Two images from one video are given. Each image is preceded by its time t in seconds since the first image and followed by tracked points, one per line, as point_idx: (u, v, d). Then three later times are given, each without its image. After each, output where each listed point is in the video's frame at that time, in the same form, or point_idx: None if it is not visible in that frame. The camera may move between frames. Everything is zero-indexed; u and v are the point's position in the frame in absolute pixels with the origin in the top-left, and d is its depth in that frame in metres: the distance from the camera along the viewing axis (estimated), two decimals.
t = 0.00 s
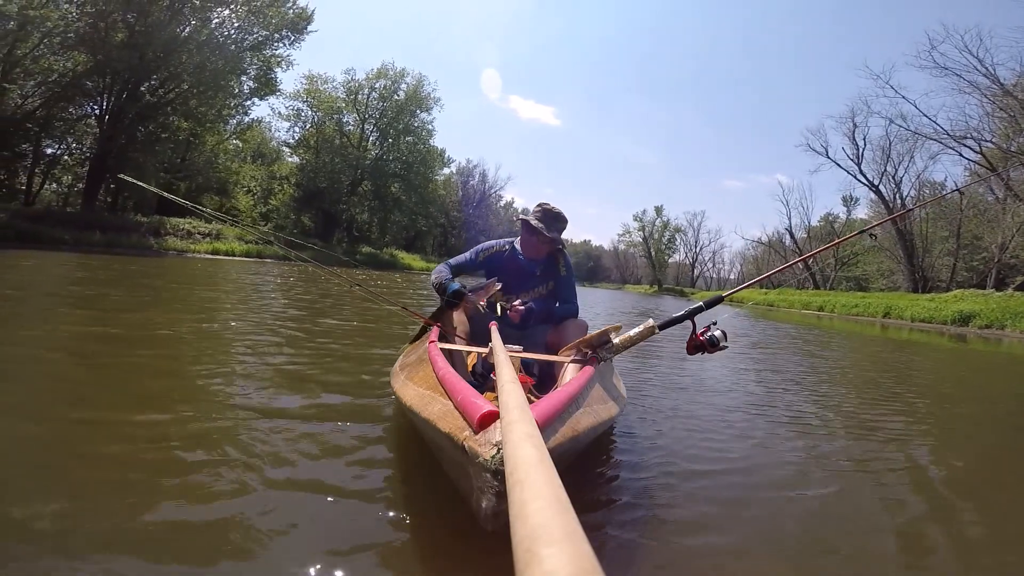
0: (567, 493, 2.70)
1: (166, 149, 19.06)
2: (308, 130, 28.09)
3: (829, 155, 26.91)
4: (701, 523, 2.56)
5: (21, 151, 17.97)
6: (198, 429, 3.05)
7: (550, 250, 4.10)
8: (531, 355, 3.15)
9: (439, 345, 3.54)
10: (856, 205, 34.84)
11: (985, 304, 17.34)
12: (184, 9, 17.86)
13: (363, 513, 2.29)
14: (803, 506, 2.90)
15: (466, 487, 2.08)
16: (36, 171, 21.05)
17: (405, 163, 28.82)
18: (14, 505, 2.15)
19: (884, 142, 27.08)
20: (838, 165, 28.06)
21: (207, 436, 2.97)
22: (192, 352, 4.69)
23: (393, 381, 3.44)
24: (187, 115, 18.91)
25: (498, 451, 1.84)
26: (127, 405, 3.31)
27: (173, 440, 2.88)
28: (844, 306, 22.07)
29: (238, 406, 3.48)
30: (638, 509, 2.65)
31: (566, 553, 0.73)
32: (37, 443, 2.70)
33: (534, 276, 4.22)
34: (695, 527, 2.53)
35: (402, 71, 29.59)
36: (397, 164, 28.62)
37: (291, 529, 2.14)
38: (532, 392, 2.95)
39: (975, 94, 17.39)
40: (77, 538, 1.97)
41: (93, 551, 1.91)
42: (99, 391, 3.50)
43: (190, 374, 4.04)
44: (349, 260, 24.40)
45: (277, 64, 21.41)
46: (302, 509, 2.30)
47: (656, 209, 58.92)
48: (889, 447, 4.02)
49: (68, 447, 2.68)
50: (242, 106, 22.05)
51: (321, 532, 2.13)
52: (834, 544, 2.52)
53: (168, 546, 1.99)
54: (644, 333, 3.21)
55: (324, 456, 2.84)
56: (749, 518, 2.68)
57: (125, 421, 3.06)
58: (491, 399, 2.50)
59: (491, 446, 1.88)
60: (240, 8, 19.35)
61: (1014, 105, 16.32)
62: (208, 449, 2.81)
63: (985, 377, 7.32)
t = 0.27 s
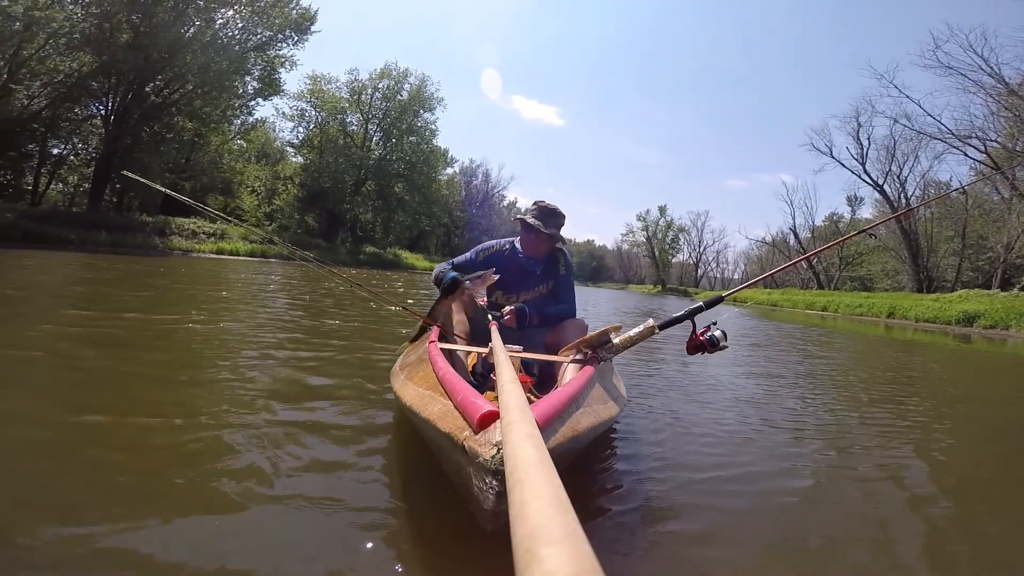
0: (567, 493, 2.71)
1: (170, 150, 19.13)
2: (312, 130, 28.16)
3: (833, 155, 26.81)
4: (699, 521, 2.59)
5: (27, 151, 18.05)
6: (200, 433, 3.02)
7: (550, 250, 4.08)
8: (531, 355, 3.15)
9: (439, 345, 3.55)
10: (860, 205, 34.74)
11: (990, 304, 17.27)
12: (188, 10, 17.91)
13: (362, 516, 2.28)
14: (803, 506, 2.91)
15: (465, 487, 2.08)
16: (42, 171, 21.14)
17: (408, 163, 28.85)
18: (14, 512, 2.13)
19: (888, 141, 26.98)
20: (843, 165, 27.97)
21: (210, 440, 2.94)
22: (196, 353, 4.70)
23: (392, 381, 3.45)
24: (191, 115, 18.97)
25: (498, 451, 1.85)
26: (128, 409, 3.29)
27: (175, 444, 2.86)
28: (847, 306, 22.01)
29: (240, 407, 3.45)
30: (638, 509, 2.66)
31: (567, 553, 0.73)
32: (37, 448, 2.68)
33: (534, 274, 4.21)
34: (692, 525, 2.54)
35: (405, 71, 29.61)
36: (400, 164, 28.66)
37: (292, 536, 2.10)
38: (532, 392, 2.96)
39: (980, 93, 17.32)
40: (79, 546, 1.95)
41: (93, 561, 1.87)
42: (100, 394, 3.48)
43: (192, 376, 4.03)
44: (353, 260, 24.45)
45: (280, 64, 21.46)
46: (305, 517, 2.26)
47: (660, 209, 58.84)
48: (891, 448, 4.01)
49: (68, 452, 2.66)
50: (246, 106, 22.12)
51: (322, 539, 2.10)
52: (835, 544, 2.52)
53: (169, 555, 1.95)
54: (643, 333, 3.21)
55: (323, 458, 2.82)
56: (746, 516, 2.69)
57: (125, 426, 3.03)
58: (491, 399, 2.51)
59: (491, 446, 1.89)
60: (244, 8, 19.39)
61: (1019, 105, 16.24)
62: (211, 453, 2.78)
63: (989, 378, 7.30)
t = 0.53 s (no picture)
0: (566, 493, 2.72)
1: (178, 149, 19.23)
2: (317, 130, 28.25)
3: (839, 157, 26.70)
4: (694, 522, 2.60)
5: (36, 150, 18.18)
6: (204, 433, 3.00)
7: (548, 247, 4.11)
8: (531, 355, 3.16)
9: (439, 344, 3.57)
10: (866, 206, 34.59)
11: (996, 307, 17.18)
12: (196, 10, 17.97)
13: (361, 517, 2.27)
14: (805, 509, 2.89)
15: (465, 486, 2.10)
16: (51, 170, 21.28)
17: (413, 163, 28.90)
18: (11, 513, 2.11)
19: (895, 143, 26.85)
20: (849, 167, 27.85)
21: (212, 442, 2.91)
22: (203, 350, 4.72)
23: (392, 380, 3.46)
24: (198, 114, 19.06)
25: (498, 451, 1.86)
26: (131, 406, 3.26)
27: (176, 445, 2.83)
28: (853, 308, 21.93)
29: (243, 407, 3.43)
30: (638, 509, 2.66)
31: (566, 553, 0.73)
32: (35, 448, 2.64)
33: (535, 274, 4.22)
34: (687, 525, 2.55)
35: (410, 72, 29.65)
36: (405, 164, 28.71)
37: (289, 540, 2.08)
38: (532, 392, 2.96)
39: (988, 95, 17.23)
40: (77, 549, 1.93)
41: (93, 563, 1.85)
42: (103, 392, 3.46)
43: (197, 374, 4.01)
44: (358, 259, 24.50)
45: (287, 64, 21.53)
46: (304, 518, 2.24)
47: (665, 210, 58.78)
48: (894, 451, 3.98)
49: (69, 450, 2.65)
50: (253, 106, 22.21)
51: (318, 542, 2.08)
52: (837, 546, 2.53)
53: (169, 561, 1.92)
54: (643, 333, 3.21)
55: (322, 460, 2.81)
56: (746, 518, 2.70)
57: (127, 425, 3.01)
58: (491, 399, 2.52)
59: (490, 446, 1.90)
60: (251, 8, 19.44)
61: None
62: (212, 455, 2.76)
63: (994, 381, 7.25)
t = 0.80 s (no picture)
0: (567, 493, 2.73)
1: (186, 148, 19.35)
2: (325, 130, 28.37)
3: (847, 160, 26.58)
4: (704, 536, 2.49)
5: (48, 148, 18.32)
6: (207, 432, 2.99)
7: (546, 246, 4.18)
8: (531, 355, 3.17)
9: (439, 344, 3.58)
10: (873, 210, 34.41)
11: (1003, 311, 17.07)
12: (205, 10, 18.06)
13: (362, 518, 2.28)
14: (808, 514, 2.87)
15: (465, 486, 2.11)
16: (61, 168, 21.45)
17: (419, 163, 28.96)
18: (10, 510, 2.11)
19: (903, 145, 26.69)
20: (857, 169, 27.72)
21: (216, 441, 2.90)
22: (207, 349, 4.73)
23: (393, 380, 3.48)
24: (207, 114, 19.18)
25: (498, 451, 1.87)
26: (136, 405, 3.27)
27: (180, 444, 2.82)
28: (859, 312, 21.83)
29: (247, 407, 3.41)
30: (639, 511, 2.66)
31: (566, 553, 0.74)
32: (40, 445, 2.65)
33: (533, 274, 4.23)
34: (696, 539, 2.45)
35: (417, 72, 29.72)
36: (411, 164, 28.78)
37: (290, 543, 2.07)
38: (532, 392, 2.97)
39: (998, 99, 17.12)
40: (83, 546, 1.93)
41: (100, 562, 1.85)
42: (109, 390, 3.46)
43: (201, 374, 4.01)
44: (363, 259, 24.57)
45: (295, 64, 21.62)
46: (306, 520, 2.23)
47: (671, 212, 58.71)
48: (897, 456, 3.96)
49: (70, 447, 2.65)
50: (261, 105, 22.34)
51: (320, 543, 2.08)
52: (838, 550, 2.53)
53: (174, 559, 1.92)
54: (643, 333, 3.21)
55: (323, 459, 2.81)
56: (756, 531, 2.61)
57: (132, 423, 3.01)
58: (491, 399, 2.53)
59: (491, 446, 1.91)
60: (260, 8, 19.51)
61: None
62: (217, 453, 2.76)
63: (1000, 386, 7.21)
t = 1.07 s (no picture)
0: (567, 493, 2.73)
1: (195, 147, 19.48)
2: (332, 130, 28.50)
3: (854, 163, 26.45)
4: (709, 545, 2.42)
5: (59, 147, 18.46)
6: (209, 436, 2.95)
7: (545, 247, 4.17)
8: (532, 354, 3.18)
9: (439, 344, 3.60)
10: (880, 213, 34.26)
11: (1011, 317, 16.94)
12: (215, 10, 18.15)
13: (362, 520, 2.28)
14: (809, 517, 2.87)
15: (465, 485, 2.12)
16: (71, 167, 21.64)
17: (426, 164, 29.05)
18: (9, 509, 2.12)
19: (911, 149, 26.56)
20: (864, 172, 27.58)
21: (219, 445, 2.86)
22: (211, 348, 4.74)
23: (393, 380, 3.50)
24: (216, 114, 19.28)
25: (498, 451, 1.88)
26: (138, 409, 3.23)
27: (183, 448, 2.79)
28: (865, 316, 21.73)
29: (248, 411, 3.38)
30: (639, 512, 2.65)
31: (565, 553, 0.74)
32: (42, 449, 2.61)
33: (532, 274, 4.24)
34: (699, 548, 2.38)
35: (424, 73, 29.79)
36: (418, 165, 28.87)
37: (293, 546, 2.06)
38: (532, 392, 2.98)
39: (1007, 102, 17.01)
40: (89, 551, 1.90)
41: (110, 570, 1.83)
42: (111, 393, 3.42)
43: (204, 375, 3.98)
44: (369, 259, 24.62)
45: (303, 64, 21.74)
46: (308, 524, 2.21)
47: (677, 214, 58.57)
48: (900, 461, 3.94)
49: (70, 447, 2.66)
50: (269, 105, 22.47)
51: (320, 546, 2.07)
52: (836, 552, 2.52)
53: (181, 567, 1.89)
54: (643, 333, 3.21)
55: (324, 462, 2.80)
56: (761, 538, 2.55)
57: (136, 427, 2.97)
58: (491, 398, 2.54)
59: (491, 446, 1.92)
60: (269, 9, 19.59)
61: None
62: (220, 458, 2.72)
63: (1006, 391, 7.16)
